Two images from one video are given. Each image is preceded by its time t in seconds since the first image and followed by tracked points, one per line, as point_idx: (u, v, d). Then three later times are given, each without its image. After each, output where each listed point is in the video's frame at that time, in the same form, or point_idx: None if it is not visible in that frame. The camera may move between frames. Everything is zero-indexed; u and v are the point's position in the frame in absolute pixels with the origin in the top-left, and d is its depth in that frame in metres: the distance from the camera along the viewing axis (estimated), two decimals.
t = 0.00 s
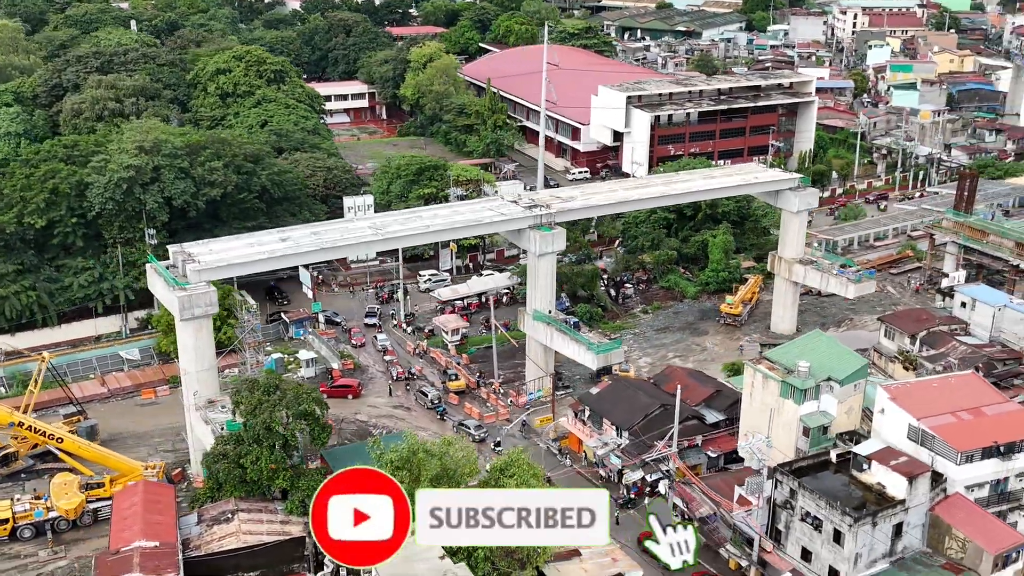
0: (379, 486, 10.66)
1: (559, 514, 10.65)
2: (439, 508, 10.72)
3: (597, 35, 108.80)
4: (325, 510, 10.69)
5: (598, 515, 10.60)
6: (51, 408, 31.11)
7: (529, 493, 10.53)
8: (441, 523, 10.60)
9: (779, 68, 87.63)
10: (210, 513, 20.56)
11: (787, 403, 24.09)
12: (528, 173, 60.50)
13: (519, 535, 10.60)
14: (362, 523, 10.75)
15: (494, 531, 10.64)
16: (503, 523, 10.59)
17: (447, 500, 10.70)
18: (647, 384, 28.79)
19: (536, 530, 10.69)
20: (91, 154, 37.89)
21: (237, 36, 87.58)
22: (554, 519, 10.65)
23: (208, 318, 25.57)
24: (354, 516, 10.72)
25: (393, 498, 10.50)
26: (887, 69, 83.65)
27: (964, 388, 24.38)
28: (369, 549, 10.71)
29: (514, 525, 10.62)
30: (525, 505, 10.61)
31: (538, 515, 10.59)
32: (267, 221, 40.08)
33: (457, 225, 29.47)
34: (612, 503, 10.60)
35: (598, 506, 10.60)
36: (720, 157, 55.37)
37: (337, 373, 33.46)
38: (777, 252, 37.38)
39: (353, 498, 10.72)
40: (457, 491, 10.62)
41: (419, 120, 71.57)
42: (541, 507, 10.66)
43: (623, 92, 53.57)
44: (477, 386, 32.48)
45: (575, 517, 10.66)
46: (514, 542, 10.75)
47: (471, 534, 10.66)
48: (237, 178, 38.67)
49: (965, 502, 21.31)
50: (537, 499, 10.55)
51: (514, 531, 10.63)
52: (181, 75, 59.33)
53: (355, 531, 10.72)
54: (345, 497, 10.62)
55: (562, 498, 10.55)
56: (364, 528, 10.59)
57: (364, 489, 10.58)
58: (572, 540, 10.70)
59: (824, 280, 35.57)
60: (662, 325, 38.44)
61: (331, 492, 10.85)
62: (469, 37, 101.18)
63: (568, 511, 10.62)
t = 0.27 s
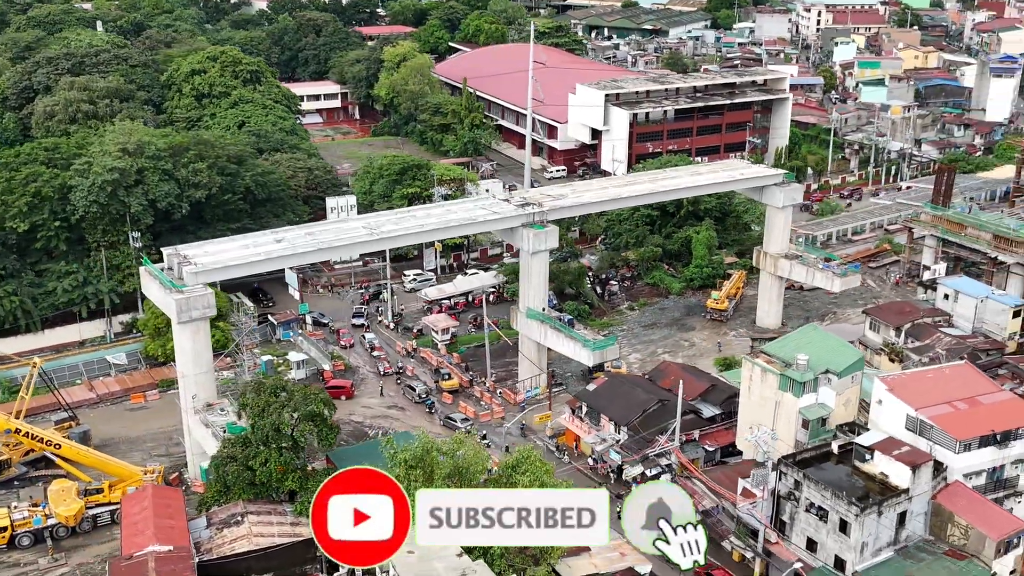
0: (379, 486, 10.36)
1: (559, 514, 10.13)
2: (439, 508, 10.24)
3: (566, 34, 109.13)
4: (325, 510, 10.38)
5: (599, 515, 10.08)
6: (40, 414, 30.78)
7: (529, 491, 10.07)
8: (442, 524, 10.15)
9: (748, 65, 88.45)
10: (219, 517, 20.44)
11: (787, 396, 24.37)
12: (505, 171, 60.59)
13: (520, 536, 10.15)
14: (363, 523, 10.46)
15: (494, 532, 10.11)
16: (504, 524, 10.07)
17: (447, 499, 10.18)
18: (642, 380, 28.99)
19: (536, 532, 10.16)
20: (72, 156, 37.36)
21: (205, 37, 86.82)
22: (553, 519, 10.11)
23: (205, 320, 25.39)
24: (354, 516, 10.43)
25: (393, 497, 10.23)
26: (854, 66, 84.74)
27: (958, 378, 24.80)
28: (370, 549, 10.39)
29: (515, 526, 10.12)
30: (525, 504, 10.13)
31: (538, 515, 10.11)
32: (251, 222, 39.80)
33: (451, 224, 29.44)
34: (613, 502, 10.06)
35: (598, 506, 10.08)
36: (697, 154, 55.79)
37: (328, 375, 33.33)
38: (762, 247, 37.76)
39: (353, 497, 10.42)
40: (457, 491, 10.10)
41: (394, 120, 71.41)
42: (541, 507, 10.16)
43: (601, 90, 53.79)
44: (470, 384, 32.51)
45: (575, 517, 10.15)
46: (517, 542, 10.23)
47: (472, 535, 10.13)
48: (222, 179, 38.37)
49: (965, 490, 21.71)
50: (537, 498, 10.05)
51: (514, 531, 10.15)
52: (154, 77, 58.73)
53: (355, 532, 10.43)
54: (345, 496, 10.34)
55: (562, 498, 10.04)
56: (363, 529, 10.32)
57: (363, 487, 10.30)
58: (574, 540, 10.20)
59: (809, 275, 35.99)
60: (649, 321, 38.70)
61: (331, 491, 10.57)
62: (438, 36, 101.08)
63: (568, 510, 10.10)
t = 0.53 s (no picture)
0: (378, 487, 11.83)
1: (559, 514, 11.70)
2: (439, 508, 11.84)
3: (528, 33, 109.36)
4: (326, 510, 11.85)
5: (597, 516, 11.69)
6: (17, 421, 30.28)
7: (528, 493, 11.59)
8: (442, 523, 11.74)
9: (710, 63, 89.18)
10: (214, 521, 20.28)
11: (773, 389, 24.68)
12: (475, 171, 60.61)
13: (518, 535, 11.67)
14: (362, 523, 11.93)
15: (494, 531, 11.63)
16: (503, 523, 11.62)
17: (447, 500, 11.77)
18: (627, 376, 29.18)
19: (536, 530, 11.70)
20: (42, 160, 36.79)
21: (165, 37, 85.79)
22: (553, 519, 11.69)
23: (190, 324, 25.16)
24: (353, 516, 11.90)
25: (393, 498, 11.69)
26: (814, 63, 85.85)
27: (939, 369, 25.27)
28: (369, 548, 11.89)
29: (514, 525, 11.67)
30: (525, 505, 11.67)
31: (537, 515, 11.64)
32: (225, 224, 39.44)
33: (433, 223, 29.42)
34: (611, 502, 11.70)
35: (597, 507, 11.69)
36: (666, 152, 56.20)
37: (309, 377, 33.15)
38: (737, 243, 38.19)
39: (353, 498, 11.90)
40: (458, 493, 11.66)
41: (360, 120, 71.11)
42: (541, 508, 11.70)
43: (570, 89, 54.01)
44: (452, 384, 32.51)
45: (575, 517, 11.73)
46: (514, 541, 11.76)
47: (472, 534, 11.68)
48: (195, 181, 37.99)
49: (950, 479, 22.17)
50: (536, 499, 11.58)
51: (513, 530, 11.67)
52: (118, 78, 57.95)
53: (355, 531, 11.91)
54: (346, 497, 11.81)
55: (562, 499, 11.61)
56: (364, 528, 11.80)
57: (364, 488, 11.78)
58: (573, 539, 11.76)
59: (785, 269, 36.46)
60: (626, 318, 38.96)
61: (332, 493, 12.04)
62: (401, 36, 100.80)
63: (568, 511, 11.67)
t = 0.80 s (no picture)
0: (378, 487, 12.63)
1: (558, 513, 12.81)
2: (439, 508, 12.94)
3: (497, 32, 109.41)
4: (327, 510, 12.66)
5: (595, 515, 12.83)
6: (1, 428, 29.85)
7: (524, 495, 12.70)
8: (442, 521, 12.85)
9: (680, 62, 89.72)
10: (215, 524, 20.16)
11: (765, 384, 24.95)
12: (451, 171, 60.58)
13: (517, 534, 12.74)
14: (361, 523, 12.74)
15: (493, 529, 12.76)
16: (503, 522, 12.73)
17: (448, 501, 12.88)
18: (617, 373, 29.34)
19: (535, 529, 12.80)
20: (20, 163, 36.30)
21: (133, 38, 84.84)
22: (553, 518, 12.79)
23: (182, 327, 24.96)
24: (353, 515, 12.71)
25: (393, 498, 12.49)
26: (782, 61, 86.73)
27: (927, 361, 25.70)
28: (369, 547, 12.73)
29: (514, 524, 12.75)
30: (524, 506, 12.76)
31: (537, 515, 12.73)
32: (206, 226, 39.14)
33: (423, 223, 29.41)
34: (607, 503, 12.87)
35: (595, 508, 12.83)
36: (642, 151, 56.52)
37: (296, 379, 32.95)
38: (718, 240, 38.56)
39: (352, 498, 12.70)
40: (460, 494, 12.73)
41: (333, 120, 70.83)
42: (539, 508, 12.80)
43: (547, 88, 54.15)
44: (441, 384, 32.52)
45: (573, 517, 12.85)
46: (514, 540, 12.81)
47: (472, 532, 12.80)
48: (176, 184, 37.68)
49: (942, 469, 22.54)
50: (536, 500, 12.68)
51: (512, 528, 12.74)
52: (89, 79, 57.27)
53: (354, 531, 12.73)
54: (346, 496, 12.61)
55: (562, 500, 12.73)
56: (364, 527, 12.60)
57: (364, 489, 12.60)
58: (572, 538, 12.85)
59: (767, 265, 36.87)
60: (610, 316, 39.19)
61: (331, 493, 12.82)
62: (370, 36, 100.49)
63: (567, 511, 12.80)
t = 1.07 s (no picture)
0: (378, 487, 11.44)
1: (560, 513, 11.12)
2: (440, 508, 11.13)
3: (482, 32, 109.45)
4: (326, 510, 11.47)
5: (598, 516, 11.14)
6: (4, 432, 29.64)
7: (527, 493, 10.98)
8: (442, 523, 11.02)
9: (666, 61, 90.00)
10: (234, 526, 20.12)
11: (774, 380, 25.17)
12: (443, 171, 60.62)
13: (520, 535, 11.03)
14: (362, 524, 11.56)
15: (494, 531, 11.02)
16: (504, 523, 10.99)
17: (447, 499, 11.08)
18: (623, 371, 29.51)
19: (536, 530, 11.10)
20: (17, 166, 36.02)
21: (117, 39, 84.33)
22: (554, 519, 11.10)
23: (192, 329, 24.91)
24: (353, 516, 11.52)
25: (393, 498, 11.30)
26: (767, 60, 87.27)
27: (932, 356, 25.99)
28: (369, 548, 11.52)
29: (514, 525, 11.02)
30: (525, 505, 11.04)
31: (539, 515, 11.02)
32: (204, 227, 39.00)
33: (429, 223, 29.46)
34: (611, 502, 11.13)
35: (598, 508, 11.12)
36: (633, 150, 56.76)
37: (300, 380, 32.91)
38: (717, 237, 38.81)
39: (352, 498, 11.50)
40: (461, 492, 10.99)
41: (322, 121, 70.70)
42: (541, 507, 11.10)
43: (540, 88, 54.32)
44: (445, 384, 32.58)
45: (575, 517, 11.18)
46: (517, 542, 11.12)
47: (472, 535, 11.04)
48: (175, 185, 37.53)
49: (952, 463, 22.81)
50: (537, 499, 10.97)
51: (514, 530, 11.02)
52: (77, 81, 56.88)
53: (355, 531, 11.54)
54: (346, 497, 11.41)
55: (564, 498, 11.03)
56: (364, 528, 11.41)
57: (364, 488, 11.37)
58: (575, 540, 11.19)
59: (766, 263, 37.14)
60: (610, 314, 39.36)
61: (332, 493, 11.64)
62: (355, 37, 100.34)
63: (568, 510, 11.11)
